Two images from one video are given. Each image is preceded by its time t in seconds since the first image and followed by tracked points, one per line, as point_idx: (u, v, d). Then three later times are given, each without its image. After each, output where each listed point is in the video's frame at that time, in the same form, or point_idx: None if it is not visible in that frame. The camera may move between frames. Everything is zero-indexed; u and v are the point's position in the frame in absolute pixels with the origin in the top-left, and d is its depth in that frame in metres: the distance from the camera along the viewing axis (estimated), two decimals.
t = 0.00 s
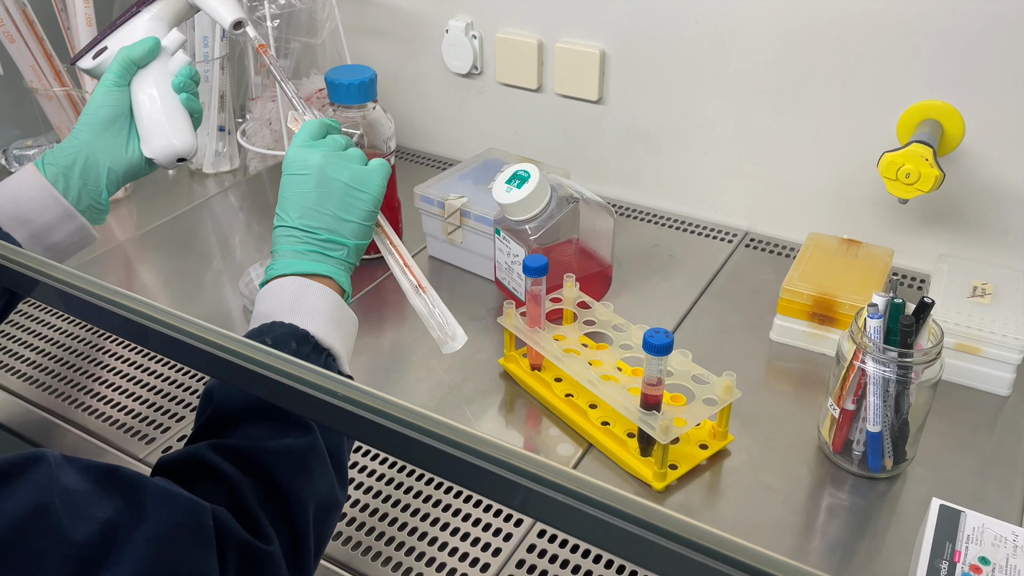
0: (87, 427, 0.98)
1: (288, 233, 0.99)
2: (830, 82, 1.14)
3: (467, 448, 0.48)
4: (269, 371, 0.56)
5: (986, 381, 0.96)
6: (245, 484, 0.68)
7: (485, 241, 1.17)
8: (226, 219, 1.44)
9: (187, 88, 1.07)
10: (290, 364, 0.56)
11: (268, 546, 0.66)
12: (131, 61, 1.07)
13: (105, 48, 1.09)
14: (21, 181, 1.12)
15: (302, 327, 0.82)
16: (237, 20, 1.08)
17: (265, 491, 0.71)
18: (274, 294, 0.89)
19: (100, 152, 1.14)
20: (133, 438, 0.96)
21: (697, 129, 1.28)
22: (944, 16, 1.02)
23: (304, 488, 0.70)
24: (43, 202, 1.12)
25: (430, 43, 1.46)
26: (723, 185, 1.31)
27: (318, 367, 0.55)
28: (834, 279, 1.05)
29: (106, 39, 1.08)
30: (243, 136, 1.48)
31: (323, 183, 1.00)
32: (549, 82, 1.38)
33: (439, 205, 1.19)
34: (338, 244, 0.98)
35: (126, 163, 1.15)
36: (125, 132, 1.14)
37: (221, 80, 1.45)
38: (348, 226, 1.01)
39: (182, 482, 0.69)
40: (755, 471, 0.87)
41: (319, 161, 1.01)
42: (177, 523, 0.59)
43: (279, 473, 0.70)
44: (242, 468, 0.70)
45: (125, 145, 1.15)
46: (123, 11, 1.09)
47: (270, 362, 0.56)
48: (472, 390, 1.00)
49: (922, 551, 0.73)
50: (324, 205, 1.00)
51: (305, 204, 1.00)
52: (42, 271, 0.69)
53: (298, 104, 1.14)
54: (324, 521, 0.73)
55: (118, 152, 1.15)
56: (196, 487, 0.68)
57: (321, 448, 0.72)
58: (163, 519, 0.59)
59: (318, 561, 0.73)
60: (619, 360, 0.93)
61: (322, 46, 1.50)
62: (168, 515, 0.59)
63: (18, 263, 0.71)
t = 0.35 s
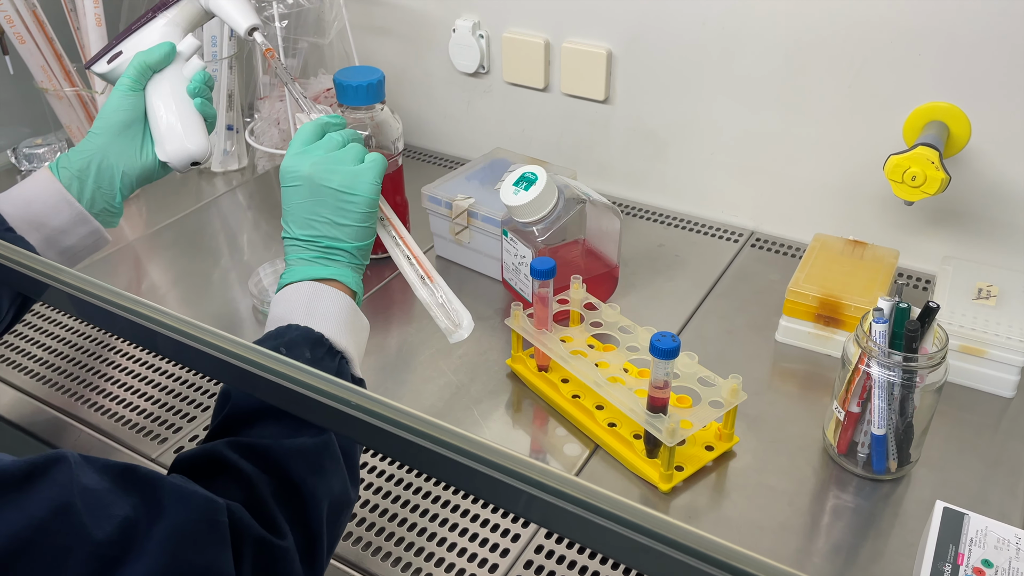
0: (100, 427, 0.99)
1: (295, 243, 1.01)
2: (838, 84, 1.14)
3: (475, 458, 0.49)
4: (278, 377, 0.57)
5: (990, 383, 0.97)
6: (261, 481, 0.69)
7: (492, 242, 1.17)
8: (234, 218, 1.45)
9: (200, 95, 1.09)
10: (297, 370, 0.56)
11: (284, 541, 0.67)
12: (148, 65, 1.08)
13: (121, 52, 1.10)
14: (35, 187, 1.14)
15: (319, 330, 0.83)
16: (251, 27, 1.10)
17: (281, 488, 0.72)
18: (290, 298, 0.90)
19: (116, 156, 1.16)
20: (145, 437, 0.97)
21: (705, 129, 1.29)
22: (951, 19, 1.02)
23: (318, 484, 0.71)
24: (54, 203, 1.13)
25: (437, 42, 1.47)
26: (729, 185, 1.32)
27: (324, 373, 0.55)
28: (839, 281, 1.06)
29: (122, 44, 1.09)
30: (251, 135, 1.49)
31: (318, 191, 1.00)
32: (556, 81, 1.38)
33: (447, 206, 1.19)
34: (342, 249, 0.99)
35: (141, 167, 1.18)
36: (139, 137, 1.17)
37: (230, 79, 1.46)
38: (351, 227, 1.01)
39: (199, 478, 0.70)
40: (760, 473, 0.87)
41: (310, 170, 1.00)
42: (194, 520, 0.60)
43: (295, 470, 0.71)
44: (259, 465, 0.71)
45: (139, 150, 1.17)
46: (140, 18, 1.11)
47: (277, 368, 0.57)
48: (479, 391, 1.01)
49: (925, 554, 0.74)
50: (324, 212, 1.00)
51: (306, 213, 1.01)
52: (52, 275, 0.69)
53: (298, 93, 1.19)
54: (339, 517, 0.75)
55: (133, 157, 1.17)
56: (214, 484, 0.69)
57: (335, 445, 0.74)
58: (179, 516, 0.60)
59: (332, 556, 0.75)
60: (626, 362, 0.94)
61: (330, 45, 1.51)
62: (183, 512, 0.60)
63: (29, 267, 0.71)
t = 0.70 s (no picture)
0: (110, 427, 1.01)
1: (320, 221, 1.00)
2: (841, 87, 1.15)
3: (480, 467, 0.50)
4: (285, 385, 0.58)
5: (990, 386, 0.97)
6: (282, 475, 0.70)
7: (497, 244, 1.18)
8: (242, 218, 1.46)
9: (217, 120, 1.09)
10: (305, 379, 0.57)
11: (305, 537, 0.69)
12: (173, 82, 1.09)
13: (146, 65, 1.13)
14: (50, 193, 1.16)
15: (331, 318, 0.84)
16: (275, 52, 1.09)
17: (300, 480, 0.73)
18: (301, 282, 0.90)
19: (134, 169, 1.18)
20: (153, 438, 0.99)
21: (709, 131, 1.29)
22: (955, 23, 1.03)
23: (338, 479, 0.73)
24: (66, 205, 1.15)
25: (442, 44, 1.48)
26: (733, 186, 1.32)
27: (332, 383, 0.56)
28: (841, 283, 1.07)
29: (148, 57, 1.12)
30: (258, 136, 1.50)
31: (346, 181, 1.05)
32: (561, 83, 1.39)
33: (452, 207, 1.21)
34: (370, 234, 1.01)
35: (156, 183, 1.20)
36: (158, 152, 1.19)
37: (237, 81, 1.47)
38: (371, 224, 1.05)
39: (221, 471, 0.71)
40: (761, 475, 0.88)
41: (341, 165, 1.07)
42: (217, 514, 0.61)
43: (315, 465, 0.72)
44: (282, 459, 0.72)
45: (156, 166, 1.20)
46: (167, 31, 1.13)
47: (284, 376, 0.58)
48: (484, 392, 1.02)
49: (924, 556, 0.75)
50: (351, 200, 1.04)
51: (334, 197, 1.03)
52: (55, 279, 0.70)
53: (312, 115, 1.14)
54: (357, 510, 0.76)
55: (151, 171, 1.19)
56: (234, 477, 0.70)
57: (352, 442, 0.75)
58: (204, 510, 0.61)
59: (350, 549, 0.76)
60: (629, 364, 0.95)
61: (336, 48, 1.52)
62: (208, 506, 0.61)
63: (33, 270, 0.73)
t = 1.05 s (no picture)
0: (122, 423, 1.01)
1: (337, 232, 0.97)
2: (851, 86, 1.14)
3: (491, 465, 0.50)
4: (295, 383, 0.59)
5: (998, 385, 0.97)
6: (286, 497, 0.67)
7: (505, 241, 1.19)
8: (251, 214, 1.47)
9: (213, 103, 1.12)
10: (316, 376, 0.58)
11: (310, 562, 0.66)
12: (166, 68, 1.12)
13: (142, 55, 1.14)
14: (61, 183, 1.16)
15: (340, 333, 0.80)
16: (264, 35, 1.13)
17: (307, 503, 0.69)
18: (308, 295, 0.86)
19: (134, 157, 1.19)
20: (165, 434, 0.99)
21: (717, 129, 1.29)
22: (966, 22, 1.02)
23: (346, 502, 0.70)
24: (77, 202, 1.15)
25: (451, 41, 1.48)
26: (741, 183, 1.32)
27: (342, 380, 0.57)
28: (849, 282, 1.07)
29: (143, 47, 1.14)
30: (267, 134, 1.53)
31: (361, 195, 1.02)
32: (569, 80, 1.39)
33: (460, 205, 1.21)
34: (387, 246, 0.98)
35: (158, 169, 1.21)
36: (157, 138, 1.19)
37: (246, 79, 1.49)
38: (387, 242, 1.02)
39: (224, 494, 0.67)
40: (769, 473, 0.89)
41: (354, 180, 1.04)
42: (225, 533, 0.58)
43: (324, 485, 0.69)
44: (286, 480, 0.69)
45: (156, 152, 1.20)
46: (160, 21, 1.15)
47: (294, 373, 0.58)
48: (492, 389, 1.03)
49: (932, 554, 0.76)
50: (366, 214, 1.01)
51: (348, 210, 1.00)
52: (64, 273, 0.72)
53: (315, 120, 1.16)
54: (365, 531, 0.74)
55: (151, 158, 1.20)
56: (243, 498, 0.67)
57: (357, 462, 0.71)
58: (212, 529, 0.58)
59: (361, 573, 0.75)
60: (637, 362, 0.96)
61: (345, 46, 1.54)
62: (216, 526, 0.58)
63: (41, 266, 0.74)
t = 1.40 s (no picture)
0: (130, 415, 1.01)
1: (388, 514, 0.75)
2: (858, 81, 1.14)
3: (500, 457, 0.51)
4: (302, 373, 0.59)
5: (1006, 381, 0.97)
6: None
7: (512, 237, 1.19)
8: (259, 209, 1.48)
9: (135, 24, 1.21)
10: (325, 367, 0.58)
11: None
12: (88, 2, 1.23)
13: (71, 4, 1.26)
14: (47, 152, 1.18)
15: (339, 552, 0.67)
16: None
17: None
18: None
19: (72, 86, 1.24)
20: (173, 426, 0.99)
21: (725, 124, 1.29)
22: (975, 17, 1.02)
23: None
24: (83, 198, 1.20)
25: (458, 37, 1.48)
26: (748, 179, 1.32)
27: (351, 371, 0.57)
28: (856, 278, 1.07)
29: None
30: (276, 129, 1.56)
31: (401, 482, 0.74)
32: (576, 76, 1.39)
33: (468, 201, 1.21)
34: None
35: (95, 95, 1.24)
36: (91, 68, 1.25)
37: (255, 74, 1.47)
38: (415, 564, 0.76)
39: None
40: (775, 468, 0.89)
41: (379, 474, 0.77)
42: None
43: None
44: None
45: (93, 79, 1.24)
46: None
47: (302, 364, 0.59)
48: (500, 384, 1.03)
49: (938, 549, 0.76)
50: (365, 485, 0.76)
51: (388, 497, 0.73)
52: (62, 260, 0.72)
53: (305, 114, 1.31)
54: None
55: (88, 84, 1.24)
56: None
57: None
58: None
59: None
60: (644, 357, 0.96)
61: (353, 41, 1.55)
62: None
63: (39, 252, 0.74)
